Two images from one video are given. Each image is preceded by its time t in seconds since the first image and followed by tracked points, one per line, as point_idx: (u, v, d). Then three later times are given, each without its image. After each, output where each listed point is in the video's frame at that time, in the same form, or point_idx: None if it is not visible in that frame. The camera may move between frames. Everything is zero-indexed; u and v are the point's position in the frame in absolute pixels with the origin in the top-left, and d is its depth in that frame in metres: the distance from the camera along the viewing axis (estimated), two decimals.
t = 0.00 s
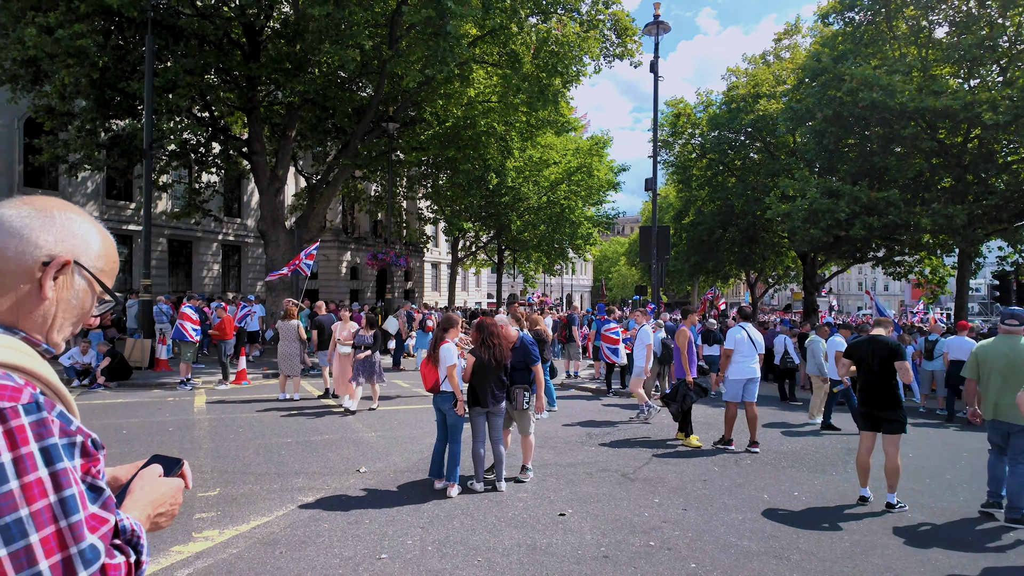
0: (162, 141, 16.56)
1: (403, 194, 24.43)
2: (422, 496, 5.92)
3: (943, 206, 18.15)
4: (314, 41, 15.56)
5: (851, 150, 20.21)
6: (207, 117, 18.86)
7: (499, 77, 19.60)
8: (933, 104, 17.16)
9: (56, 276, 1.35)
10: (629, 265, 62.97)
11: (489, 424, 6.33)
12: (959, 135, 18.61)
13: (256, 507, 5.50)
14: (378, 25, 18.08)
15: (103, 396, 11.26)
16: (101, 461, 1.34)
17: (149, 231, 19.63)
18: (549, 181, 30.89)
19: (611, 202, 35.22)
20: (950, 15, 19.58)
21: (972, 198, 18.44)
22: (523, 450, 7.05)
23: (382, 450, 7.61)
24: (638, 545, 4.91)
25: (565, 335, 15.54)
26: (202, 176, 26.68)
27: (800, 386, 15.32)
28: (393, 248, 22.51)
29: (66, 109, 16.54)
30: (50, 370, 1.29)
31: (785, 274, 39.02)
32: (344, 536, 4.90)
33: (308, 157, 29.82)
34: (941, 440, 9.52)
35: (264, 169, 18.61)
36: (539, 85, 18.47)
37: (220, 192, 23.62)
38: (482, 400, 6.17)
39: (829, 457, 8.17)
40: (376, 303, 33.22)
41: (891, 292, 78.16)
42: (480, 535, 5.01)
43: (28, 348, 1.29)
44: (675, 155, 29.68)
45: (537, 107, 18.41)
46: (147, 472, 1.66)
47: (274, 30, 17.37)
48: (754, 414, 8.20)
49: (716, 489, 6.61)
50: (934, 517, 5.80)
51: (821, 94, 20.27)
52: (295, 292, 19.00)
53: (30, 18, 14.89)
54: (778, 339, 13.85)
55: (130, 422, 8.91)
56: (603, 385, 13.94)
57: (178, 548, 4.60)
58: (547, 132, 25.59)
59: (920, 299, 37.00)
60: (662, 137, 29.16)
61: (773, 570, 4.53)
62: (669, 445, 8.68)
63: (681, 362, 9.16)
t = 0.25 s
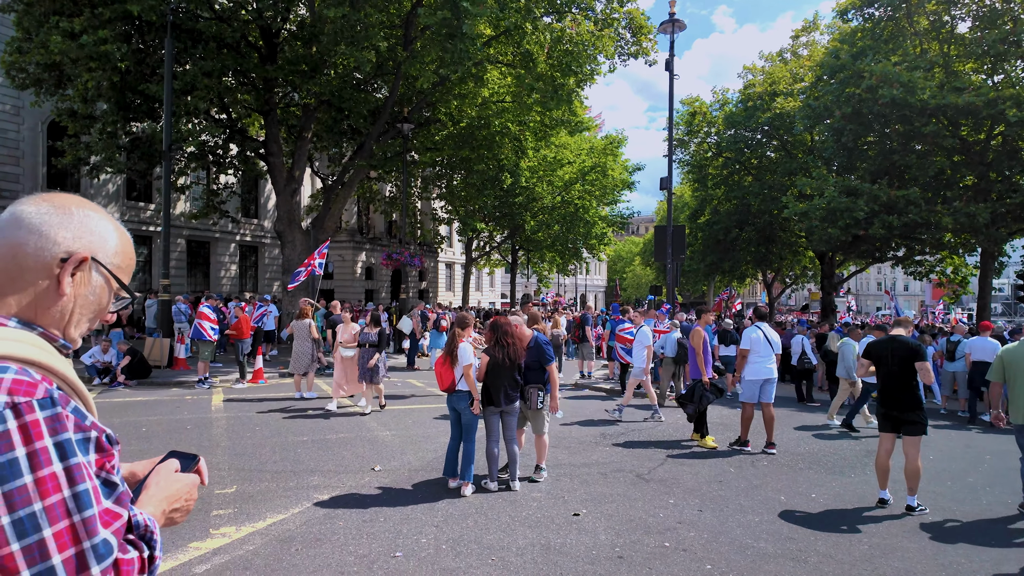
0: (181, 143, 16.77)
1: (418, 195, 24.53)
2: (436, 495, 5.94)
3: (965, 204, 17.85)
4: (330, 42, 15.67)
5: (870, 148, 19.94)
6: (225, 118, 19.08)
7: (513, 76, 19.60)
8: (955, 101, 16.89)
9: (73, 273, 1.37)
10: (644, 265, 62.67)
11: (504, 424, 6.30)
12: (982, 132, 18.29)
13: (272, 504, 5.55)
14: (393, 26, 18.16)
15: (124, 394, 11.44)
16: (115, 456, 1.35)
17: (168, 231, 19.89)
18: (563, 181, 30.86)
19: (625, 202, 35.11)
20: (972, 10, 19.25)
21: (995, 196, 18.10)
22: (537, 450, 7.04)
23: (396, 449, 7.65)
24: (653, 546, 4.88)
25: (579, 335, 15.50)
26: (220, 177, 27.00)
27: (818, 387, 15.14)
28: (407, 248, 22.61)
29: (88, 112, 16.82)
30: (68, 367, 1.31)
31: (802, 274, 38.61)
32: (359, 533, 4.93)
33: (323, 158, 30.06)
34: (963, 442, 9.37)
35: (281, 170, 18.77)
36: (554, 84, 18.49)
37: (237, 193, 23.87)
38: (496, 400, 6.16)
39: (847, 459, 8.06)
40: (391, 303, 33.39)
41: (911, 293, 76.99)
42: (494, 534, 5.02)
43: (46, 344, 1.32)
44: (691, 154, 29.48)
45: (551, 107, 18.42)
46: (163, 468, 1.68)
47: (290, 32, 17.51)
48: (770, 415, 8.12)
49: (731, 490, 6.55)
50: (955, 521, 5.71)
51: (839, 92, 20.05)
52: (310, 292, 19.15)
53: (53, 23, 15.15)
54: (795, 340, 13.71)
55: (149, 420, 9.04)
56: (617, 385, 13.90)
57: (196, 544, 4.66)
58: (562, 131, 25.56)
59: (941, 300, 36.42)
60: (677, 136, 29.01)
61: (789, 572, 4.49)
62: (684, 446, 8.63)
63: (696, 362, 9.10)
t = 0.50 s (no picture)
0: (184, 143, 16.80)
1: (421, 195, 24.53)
2: (439, 495, 5.94)
3: (969, 204, 17.80)
4: (334, 42, 15.68)
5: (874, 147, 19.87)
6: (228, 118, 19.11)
7: (516, 76, 19.59)
8: (960, 100, 16.83)
9: (71, 269, 1.36)
10: (646, 265, 62.61)
11: (507, 423, 6.33)
12: (986, 131, 18.21)
13: (275, 503, 5.55)
14: (396, 26, 18.17)
15: (127, 393, 11.47)
16: (113, 456, 1.34)
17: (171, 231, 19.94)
18: (566, 181, 30.84)
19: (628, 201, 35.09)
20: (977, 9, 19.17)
21: (1000, 195, 18.03)
22: (540, 450, 7.03)
23: (399, 449, 7.64)
24: (657, 546, 4.87)
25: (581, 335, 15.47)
26: (223, 177, 27.04)
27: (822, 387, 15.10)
28: (410, 248, 22.62)
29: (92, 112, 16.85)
30: (67, 366, 1.30)
31: (805, 274, 38.52)
32: (362, 533, 4.92)
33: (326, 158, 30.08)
34: (968, 443, 9.32)
35: (284, 170, 18.79)
36: (556, 83, 18.52)
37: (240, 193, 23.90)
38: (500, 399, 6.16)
39: (851, 459, 8.04)
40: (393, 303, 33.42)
41: (914, 292, 76.91)
42: (497, 534, 5.00)
43: (44, 342, 1.31)
44: (694, 153, 29.43)
45: (554, 106, 18.40)
46: (166, 467, 1.67)
47: (293, 32, 17.52)
48: (774, 415, 8.09)
49: (735, 490, 6.53)
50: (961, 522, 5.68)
51: (843, 91, 20.01)
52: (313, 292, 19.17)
53: (58, 24, 15.19)
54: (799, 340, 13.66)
55: (152, 419, 9.05)
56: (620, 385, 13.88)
57: (199, 544, 4.66)
58: (565, 131, 25.55)
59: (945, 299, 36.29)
60: (680, 136, 28.97)
61: (794, 573, 4.47)
62: (687, 446, 8.61)
63: (699, 361, 9.07)
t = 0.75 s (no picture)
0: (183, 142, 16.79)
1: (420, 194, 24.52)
2: (439, 494, 5.94)
3: (969, 204, 17.81)
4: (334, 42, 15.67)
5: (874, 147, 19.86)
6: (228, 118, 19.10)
7: (516, 75, 19.58)
8: (960, 100, 16.83)
9: (68, 267, 1.36)
10: (646, 265, 62.62)
11: (507, 423, 6.33)
12: (986, 131, 18.21)
13: (274, 503, 5.55)
14: (396, 26, 18.15)
15: (127, 393, 11.46)
16: (108, 457, 1.34)
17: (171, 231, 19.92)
18: (565, 181, 30.84)
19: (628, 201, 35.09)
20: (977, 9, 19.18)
21: (999, 195, 18.03)
22: (539, 449, 7.03)
23: (398, 448, 7.63)
24: (657, 545, 4.86)
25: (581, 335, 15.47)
26: (223, 177, 27.04)
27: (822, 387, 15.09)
28: (410, 247, 22.60)
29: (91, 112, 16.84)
30: (63, 364, 1.30)
31: (805, 274, 38.52)
32: (362, 532, 4.92)
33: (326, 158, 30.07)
34: (967, 442, 9.32)
35: (284, 170, 18.78)
36: (556, 83, 18.49)
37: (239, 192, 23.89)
38: (502, 398, 6.17)
39: (851, 459, 8.04)
40: (393, 303, 33.42)
41: (913, 292, 76.91)
42: (497, 534, 5.00)
43: (40, 340, 1.30)
44: (694, 153, 29.44)
45: (553, 106, 18.42)
46: (166, 473, 1.67)
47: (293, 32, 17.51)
48: (773, 415, 8.09)
49: (735, 489, 6.54)
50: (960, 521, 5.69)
51: (843, 91, 20.02)
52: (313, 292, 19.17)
53: (58, 23, 15.19)
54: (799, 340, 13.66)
55: (152, 419, 9.04)
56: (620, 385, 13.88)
57: (198, 543, 4.66)
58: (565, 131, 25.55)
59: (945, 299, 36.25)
60: (680, 136, 28.97)
61: (794, 572, 4.47)
62: (686, 446, 8.60)
63: (698, 361, 9.08)
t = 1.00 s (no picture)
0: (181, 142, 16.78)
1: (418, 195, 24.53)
2: (436, 493, 5.95)
3: (966, 204, 17.87)
4: (332, 42, 15.68)
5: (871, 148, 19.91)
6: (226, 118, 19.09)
7: (514, 75, 19.60)
8: (957, 101, 16.87)
9: (76, 265, 1.38)
10: (644, 265, 62.66)
11: (504, 422, 6.34)
12: (983, 131, 18.27)
13: (272, 502, 5.56)
14: (394, 26, 18.15)
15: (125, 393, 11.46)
16: (108, 451, 1.36)
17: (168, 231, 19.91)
18: (563, 181, 30.86)
19: (625, 201, 35.13)
20: (974, 10, 19.23)
21: (996, 195, 18.09)
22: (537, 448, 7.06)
23: (396, 447, 7.65)
24: (653, 543, 4.89)
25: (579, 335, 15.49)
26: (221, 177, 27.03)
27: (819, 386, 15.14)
28: (408, 248, 22.61)
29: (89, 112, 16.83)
30: (69, 360, 1.33)
31: (803, 274, 38.59)
32: (360, 531, 4.93)
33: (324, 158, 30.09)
34: (963, 441, 9.36)
35: (282, 170, 18.78)
36: (554, 83, 18.44)
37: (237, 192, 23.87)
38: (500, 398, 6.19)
39: (847, 458, 8.07)
40: (391, 303, 33.41)
41: (911, 293, 76.96)
42: (494, 532, 5.02)
43: (47, 335, 1.32)
44: (692, 153, 29.48)
45: (551, 106, 18.43)
46: (165, 470, 1.69)
47: (291, 32, 17.50)
48: (770, 414, 8.12)
49: (731, 488, 6.56)
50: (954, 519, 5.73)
51: (840, 91, 20.07)
52: (311, 292, 19.18)
53: (55, 23, 15.17)
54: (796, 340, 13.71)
55: (150, 419, 9.04)
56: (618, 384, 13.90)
57: (196, 542, 4.67)
58: (563, 131, 25.57)
59: (942, 299, 36.41)
60: (678, 136, 29.02)
61: (790, 570, 4.49)
62: (683, 445, 8.63)
63: (695, 360, 9.11)
